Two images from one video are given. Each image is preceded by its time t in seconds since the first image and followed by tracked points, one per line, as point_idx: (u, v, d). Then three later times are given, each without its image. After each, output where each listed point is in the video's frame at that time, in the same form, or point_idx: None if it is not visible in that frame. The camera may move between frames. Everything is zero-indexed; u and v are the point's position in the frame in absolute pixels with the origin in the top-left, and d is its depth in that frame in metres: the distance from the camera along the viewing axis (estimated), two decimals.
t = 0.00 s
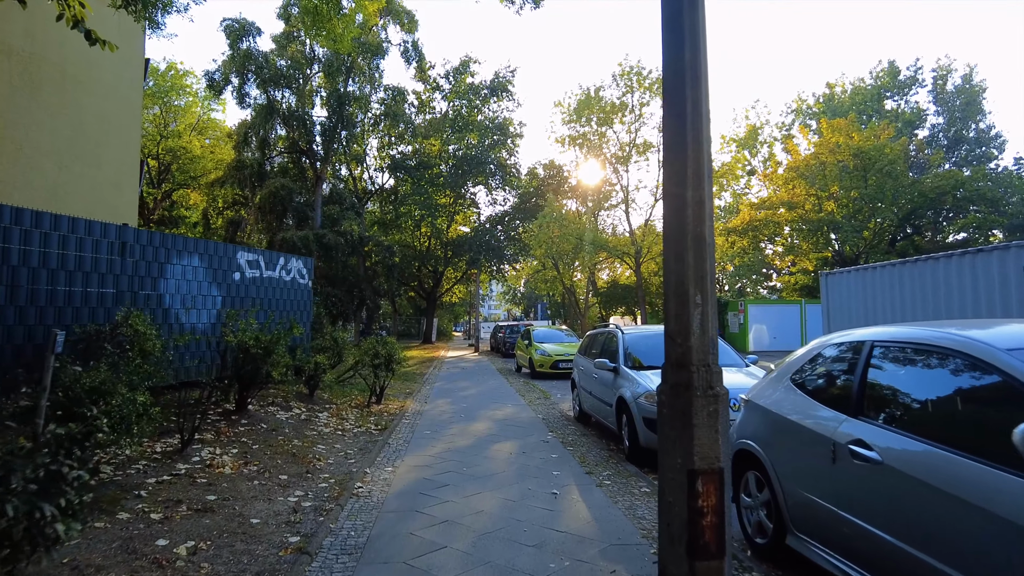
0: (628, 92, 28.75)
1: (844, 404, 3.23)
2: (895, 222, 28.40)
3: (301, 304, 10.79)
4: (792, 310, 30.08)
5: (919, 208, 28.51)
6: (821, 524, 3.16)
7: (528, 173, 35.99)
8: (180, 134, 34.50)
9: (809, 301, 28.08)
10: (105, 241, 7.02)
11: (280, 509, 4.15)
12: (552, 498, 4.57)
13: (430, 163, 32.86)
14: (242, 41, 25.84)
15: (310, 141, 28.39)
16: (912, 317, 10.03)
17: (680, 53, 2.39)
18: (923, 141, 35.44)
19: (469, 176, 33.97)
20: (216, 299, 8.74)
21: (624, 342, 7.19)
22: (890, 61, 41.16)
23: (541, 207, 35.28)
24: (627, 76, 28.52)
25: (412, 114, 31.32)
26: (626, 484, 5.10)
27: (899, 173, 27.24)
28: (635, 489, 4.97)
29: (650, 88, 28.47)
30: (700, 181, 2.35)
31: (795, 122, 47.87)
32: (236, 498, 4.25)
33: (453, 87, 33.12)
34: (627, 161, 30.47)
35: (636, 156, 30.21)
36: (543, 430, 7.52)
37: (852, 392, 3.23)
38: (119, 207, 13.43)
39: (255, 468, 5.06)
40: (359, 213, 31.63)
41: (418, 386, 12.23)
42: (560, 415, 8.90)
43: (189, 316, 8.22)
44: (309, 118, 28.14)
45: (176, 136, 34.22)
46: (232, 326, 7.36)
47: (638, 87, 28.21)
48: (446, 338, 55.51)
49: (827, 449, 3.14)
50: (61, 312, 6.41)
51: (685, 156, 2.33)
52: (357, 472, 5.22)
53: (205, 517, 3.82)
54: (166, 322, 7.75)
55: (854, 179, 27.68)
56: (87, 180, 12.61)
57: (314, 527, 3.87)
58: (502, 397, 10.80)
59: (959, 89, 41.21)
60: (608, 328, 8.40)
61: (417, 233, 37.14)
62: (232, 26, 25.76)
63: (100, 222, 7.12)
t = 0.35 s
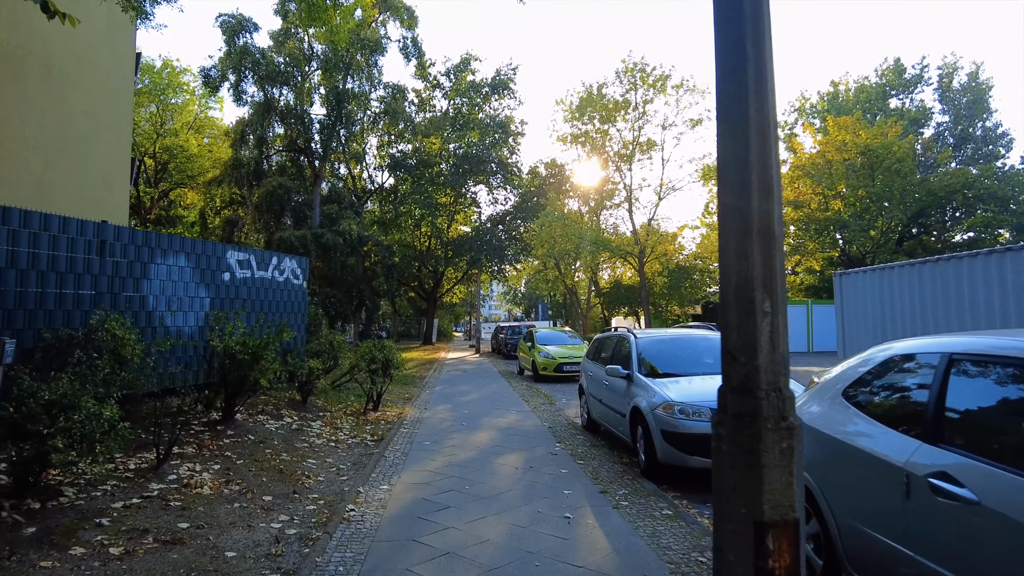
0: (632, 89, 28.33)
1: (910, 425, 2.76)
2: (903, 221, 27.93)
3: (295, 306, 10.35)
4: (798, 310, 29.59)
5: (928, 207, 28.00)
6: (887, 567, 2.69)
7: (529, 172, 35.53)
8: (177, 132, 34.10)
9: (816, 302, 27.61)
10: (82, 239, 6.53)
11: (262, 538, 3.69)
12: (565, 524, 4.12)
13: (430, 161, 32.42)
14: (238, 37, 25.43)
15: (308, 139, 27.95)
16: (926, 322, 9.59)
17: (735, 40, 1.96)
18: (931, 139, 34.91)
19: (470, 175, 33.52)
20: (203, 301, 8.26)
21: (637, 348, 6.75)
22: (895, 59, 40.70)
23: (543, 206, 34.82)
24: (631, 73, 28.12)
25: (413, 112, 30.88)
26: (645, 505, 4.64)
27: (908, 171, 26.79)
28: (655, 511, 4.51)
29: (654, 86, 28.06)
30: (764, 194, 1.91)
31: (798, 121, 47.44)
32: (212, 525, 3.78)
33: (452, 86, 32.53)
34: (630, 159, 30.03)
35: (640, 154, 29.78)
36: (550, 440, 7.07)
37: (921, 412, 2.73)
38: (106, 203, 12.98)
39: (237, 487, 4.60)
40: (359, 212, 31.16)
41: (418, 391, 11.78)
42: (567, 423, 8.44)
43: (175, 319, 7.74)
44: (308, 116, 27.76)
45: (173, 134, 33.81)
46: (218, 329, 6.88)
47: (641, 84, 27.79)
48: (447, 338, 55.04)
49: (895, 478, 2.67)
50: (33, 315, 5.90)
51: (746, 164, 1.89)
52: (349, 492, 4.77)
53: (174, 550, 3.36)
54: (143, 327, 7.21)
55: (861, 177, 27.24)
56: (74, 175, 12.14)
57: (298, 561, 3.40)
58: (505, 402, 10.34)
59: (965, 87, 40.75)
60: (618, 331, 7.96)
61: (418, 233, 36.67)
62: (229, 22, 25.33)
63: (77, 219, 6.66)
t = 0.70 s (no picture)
0: (636, 86, 27.86)
1: (965, 445, 2.66)
2: (913, 220, 27.40)
3: (289, 307, 9.89)
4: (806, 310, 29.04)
5: (938, 206, 27.46)
6: None
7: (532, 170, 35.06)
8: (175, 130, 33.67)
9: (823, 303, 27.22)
10: (56, 235, 6.06)
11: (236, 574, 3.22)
12: (582, 552, 3.66)
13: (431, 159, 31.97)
14: (236, 32, 25.00)
15: (308, 136, 27.50)
16: (913, 322, 9.38)
17: (837, 37, 1.97)
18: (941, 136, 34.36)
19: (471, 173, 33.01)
20: (190, 301, 7.81)
21: (654, 350, 6.29)
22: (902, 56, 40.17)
23: (546, 205, 34.32)
24: (635, 69, 27.67)
25: (413, 110, 30.41)
26: (669, 528, 4.17)
27: (918, 169, 26.29)
28: (680, 536, 4.04)
29: (658, 82, 27.57)
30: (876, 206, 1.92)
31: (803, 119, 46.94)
32: (182, 557, 3.31)
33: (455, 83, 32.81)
34: (634, 158, 29.54)
35: (644, 153, 29.32)
36: (559, 450, 6.61)
37: (980, 438, 2.63)
38: (97, 200, 12.56)
39: (215, 509, 4.13)
40: (358, 211, 30.68)
41: (418, 395, 11.31)
42: (576, 431, 7.97)
43: (160, 320, 7.28)
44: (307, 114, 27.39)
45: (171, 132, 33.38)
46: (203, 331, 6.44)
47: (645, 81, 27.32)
48: (447, 339, 54.57)
49: (998, 516, 2.34)
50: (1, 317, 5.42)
51: (854, 166, 1.90)
52: (340, 513, 4.30)
53: None
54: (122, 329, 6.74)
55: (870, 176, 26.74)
56: (64, 171, 11.72)
57: None
58: (510, 407, 9.88)
59: (973, 85, 40.21)
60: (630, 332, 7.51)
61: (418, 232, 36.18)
62: (226, 17, 24.90)
63: (52, 213, 6.22)
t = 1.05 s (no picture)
0: (639, 81, 27.40)
1: None
2: (921, 217, 26.95)
3: (281, 304, 9.46)
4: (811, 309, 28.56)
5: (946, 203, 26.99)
6: None
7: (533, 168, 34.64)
8: (171, 128, 33.24)
9: (829, 301, 26.84)
10: (24, 225, 5.61)
11: None
12: None
13: (430, 156, 31.50)
14: (231, 26, 24.60)
15: (305, 133, 27.08)
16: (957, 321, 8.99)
17: None
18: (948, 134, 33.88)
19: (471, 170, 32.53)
20: (173, 297, 7.35)
21: (668, 349, 5.84)
22: (906, 53, 39.74)
23: (547, 203, 33.88)
24: (638, 64, 27.22)
25: (413, 107, 30.06)
26: (693, 548, 3.71)
27: (926, 165, 25.85)
28: (706, 557, 3.58)
29: (661, 78, 27.14)
30: None
31: (805, 117, 46.50)
32: None
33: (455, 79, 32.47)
34: (637, 154, 29.06)
35: (646, 149, 28.87)
36: (564, 456, 6.17)
37: None
38: (82, 195, 12.09)
39: (182, 526, 3.67)
40: (357, 209, 30.22)
41: (416, 396, 10.85)
42: (582, 435, 7.52)
43: (140, 318, 6.83)
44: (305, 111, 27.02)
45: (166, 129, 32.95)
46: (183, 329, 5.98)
47: (647, 76, 26.90)
48: (447, 339, 54.09)
49: None
50: None
51: None
52: (324, 531, 3.84)
53: None
54: (97, 326, 6.28)
55: (876, 172, 26.29)
56: (48, 165, 11.25)
57: None
58: (511, 409, 9.44)
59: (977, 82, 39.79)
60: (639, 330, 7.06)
61: (417, 230, 35.72)
62: (220, 11, 24.51)
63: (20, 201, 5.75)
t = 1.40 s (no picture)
0: (641, 78, 26.95)
1: None
2: (929, 216, 26.48)
3: (273, 304, 9.00)
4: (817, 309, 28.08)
5: (954, 201, 26.52)
6: None
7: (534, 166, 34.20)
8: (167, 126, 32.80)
9: (836, 302, 26.44)
10: None
11: None
12: None
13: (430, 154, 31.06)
14: (226, 21, 24.15)
15: (303, 131, 26.64)
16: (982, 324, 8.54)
17: None
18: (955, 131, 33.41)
19: (471, 168, 32.05)
20: (157, 297, 6.89)
21: (688, 352, 5.38)
22: (911, 50, 39.28)
23: (548, 202, 33.43)
24: (641, 60, 26.76)
25: (413, 104, 29.80)
26: None
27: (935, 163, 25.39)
28: None
29: (665, 74, 26.69)
30: None
31: (808, 115, 46.08)
32: None
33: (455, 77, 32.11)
34: (640, 152, 28.55)
35: (649, 147, 28.44)
36: (575, 468, 5.71)
37: None
38: (70, 193, 11.52)
39: (147, 559, 3.21)
40: (355, 208, 29.76)
41: (415, 401, 10.41)
42: (592, 444, 7.06)
43: (119, 319, 6.37)
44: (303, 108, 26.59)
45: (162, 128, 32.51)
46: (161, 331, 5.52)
47: (650, 73, 26.46)
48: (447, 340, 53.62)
49: None
50: None
51: None
52: (309, 562, 3.39)
53: None
54: (70, 329, 5.82)
55: (883, 170, 25.87)
56: (32, 161, 10.71)
57: None
58: (515, 415, 8.99)
59: (983, 79, 39.31)
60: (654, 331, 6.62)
61: (417, 230, 35.27)
62: (216, 5, 24.07)
63: None
